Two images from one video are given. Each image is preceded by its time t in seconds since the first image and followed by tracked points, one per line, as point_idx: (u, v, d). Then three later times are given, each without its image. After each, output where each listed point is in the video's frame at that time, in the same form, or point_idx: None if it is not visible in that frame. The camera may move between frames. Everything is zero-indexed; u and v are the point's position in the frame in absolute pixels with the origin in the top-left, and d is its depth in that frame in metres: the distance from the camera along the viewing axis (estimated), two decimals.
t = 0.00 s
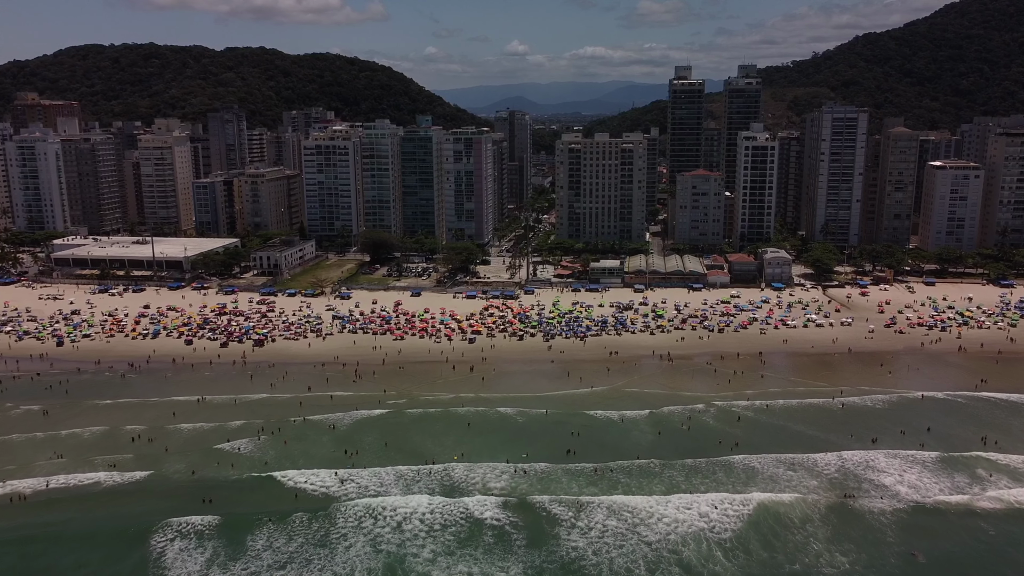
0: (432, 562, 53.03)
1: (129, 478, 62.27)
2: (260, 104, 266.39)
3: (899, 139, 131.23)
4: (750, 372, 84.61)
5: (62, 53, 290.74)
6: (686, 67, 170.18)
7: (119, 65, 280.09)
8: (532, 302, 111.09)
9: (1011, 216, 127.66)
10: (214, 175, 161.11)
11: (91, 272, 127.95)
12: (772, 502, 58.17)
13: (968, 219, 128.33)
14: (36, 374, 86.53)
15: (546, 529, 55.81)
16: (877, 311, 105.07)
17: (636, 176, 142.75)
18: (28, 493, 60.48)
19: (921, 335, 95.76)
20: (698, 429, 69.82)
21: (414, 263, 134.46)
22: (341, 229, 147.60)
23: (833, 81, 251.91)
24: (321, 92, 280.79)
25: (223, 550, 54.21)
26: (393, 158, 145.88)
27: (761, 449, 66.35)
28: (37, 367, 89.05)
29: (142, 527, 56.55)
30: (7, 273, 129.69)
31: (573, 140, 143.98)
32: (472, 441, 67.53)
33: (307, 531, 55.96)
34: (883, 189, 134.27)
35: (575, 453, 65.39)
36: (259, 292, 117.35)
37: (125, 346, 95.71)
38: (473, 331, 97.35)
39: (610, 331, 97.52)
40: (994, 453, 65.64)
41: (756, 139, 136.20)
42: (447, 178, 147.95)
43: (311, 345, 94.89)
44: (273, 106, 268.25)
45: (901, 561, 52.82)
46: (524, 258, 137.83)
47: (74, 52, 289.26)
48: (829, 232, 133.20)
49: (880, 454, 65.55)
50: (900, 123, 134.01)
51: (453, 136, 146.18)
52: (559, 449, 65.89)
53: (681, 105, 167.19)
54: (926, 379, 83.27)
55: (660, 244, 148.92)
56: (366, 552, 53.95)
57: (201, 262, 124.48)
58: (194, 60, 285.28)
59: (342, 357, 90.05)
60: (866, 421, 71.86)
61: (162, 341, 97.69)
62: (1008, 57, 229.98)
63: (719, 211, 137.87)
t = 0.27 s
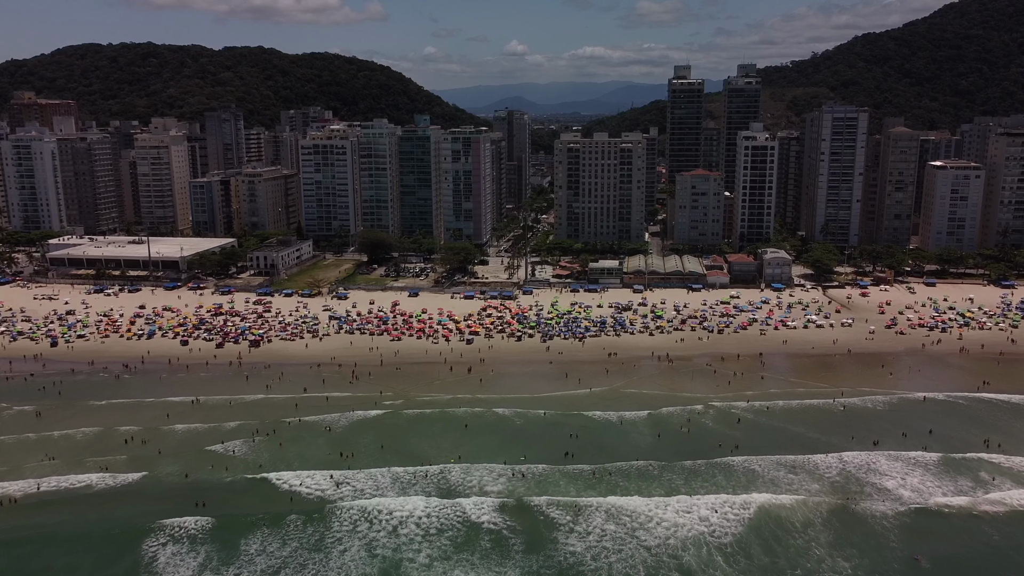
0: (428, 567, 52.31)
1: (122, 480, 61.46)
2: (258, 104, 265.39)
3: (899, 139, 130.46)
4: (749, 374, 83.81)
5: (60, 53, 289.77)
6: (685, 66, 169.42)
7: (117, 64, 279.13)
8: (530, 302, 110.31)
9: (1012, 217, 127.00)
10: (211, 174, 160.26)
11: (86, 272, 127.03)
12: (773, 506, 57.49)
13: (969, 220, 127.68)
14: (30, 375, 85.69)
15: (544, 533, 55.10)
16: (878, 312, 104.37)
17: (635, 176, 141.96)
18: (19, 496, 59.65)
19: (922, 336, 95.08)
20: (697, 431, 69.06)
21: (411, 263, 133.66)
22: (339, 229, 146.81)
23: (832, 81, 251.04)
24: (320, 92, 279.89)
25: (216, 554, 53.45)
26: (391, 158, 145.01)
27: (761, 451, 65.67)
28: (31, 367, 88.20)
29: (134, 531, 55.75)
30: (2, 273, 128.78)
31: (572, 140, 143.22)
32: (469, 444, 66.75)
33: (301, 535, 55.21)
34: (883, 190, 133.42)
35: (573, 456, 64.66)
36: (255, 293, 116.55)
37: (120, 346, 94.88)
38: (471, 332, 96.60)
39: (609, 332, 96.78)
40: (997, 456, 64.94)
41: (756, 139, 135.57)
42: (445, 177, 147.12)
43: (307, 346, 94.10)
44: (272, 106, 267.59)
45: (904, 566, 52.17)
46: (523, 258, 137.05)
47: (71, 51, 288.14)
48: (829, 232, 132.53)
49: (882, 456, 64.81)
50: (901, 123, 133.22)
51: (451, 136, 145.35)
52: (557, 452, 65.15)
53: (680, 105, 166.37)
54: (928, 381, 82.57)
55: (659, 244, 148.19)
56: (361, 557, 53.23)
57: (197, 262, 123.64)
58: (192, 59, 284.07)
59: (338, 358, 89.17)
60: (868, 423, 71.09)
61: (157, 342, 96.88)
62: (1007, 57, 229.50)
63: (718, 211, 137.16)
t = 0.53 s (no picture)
0: (424, 572, 51.57)
1: (115, 483, 60.64)
2: (256, 103, 264.44)
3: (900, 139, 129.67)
4: (749, 375, 83.13)
5: (58, 52, 288.82)
6: (685, 66, 168.69)
7: (115, 64, 278.17)
8: (529, 303, 109.57)
9: (1013, 217, 126.39)
10: (208, 174, 159.40)
11: (82, 272, 126.13)
12: (775, 511, 56.75)
13: (970, 220, 127.07)
14: (23, 376, 84.87)
15: (541, 538, 54.36)
16: (879, 313, 103.70)
17: (634, 176, 141.23)
18: (9, 499, 58.80)
19: (923, 338, 94.44)
20: (698, 434, 68.29)
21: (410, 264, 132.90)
22: (337, 229, 146.05)
23: (832, 81, 250.39)
24: (318, 91, 279.01)
25: (209, 559, 52.69)
26: (389, 158, 144.26)
27: (761, 454, 64.97)
28: (25, 369, 87.39)
29: (127, 535, 54.96)
30: None
31: (571, 140, 142.51)
32: (467, 446, 65.98)
33: (296, 539, 54.45)
34: (884, 190, 132.77)
35: (572, 458, 63.98)
36: (252, 293, 115.77)
37: (115, 347, 94.09)
38: (469, 333, 95.87)
39: (608, 333, 96.08)
40: (1001, 459, 64.22)
41: (756, 139, 134.99)
42: (444, 177, 146.34)
43: (304, 347, 93.33)
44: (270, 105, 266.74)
45: (908, 571, 51.51)
46: (521, 258, 136.30)
47: (69, 50, 287.16)
48: (829, 232, 131.85)
49: (885, 459, 64.08)
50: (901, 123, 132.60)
51: (449, 136, 144.58)
52: (555, 455, 64.38)
53: (680, 105, 165.65)
54: (930, 383, 81.88)
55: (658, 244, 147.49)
56: (356, 562, 52.53)
57: (194, 263, 122.85)
58: (190, 58, 282.99)
59: (335, 360, 88.41)
60: (869, 426, 70.39)
61: (153, 343, 96.11)
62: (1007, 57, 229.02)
63: (718, 211, 136.49)
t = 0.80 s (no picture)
0: None
1: (98, 492, 58.69)
2: (252, 102, 262.21)
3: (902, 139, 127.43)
4: (750, 379, 81.31)
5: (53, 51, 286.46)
6: (684, 64, 166.79)
7: (111, 62, 275.85)
8: (526, 305, 107.70)
9: (1016, 218, 124.70)
10: (201, 173, 157.27)
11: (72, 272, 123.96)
12: (780, 520, 54.92)
13: (973, 221, 125.34)
14: (7, 380, 82.83)
15: (537, 550, 52.55)
16: (882, 315, 101.91)
17: (633, 176, 139.31)
18: None
19: (928, 340, 92.64)
20: (700, 441, 66.34)
21: (405, 264, 130.99)
22: (331, 229, 144.12)
23: (831, 81, 248.68)
24: (315, 90, 276.91)
25: (192, 572, 50.88)
26: (384, 157, 142.23)
27: (764, 461, 63.16)
28: (9, 372, 85.32)
29: (107, 548, 53.03)
30: None
31: (568, 139, 140.59)
32: (460, 453, 64.13)
33: (284, 551, 52.62)
34: (885, 190, 130.99)
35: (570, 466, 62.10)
36: (244, 294, 113.76)
37: (103, 349, 92.10)
38: (465, 335, 93.95)
39: (606, 335, 94.20)
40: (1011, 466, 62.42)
41: (756, 138, 133.21)
42: (440, 177, 144.34)
43: (295, 349, 91.40)
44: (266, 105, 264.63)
45: None
46: (518, 259, 134.40)
47: (65, 49, 284.80)
48: (831, 233, 130.10)
49: (891, 465, 62.34)
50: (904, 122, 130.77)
51: (446, 134, 142.58)
52: (552, 463, 62.49)
53: (679, 104, 163.76)
54: (936, 387, 80.04)
55: (657, 245, 145.62)
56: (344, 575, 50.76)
57: (186, 263, 120.85)
58: (186, 56, 280.79)
59: (326, 363, 86.39)
60: (874, 431, 68.60)
61: (142, 345, 94.09)
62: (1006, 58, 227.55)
63: (717, 211, 134.67)
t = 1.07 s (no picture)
0: None
1: (66, 506, 55.76)
2: (246, 100, 259.05)
3: (906, 138, 124.29)
4: (753, 385, 78.46)
5: (46, 48, 282.98)
6: (683, 62, 163.92)
7: (105, 60, 272.43)
8: (521, 308, 104.77)
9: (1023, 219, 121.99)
10: (191, 172, 154.06)
11: (56, 273, 120.73)
12: (789, 539, 52.47)
13: (978, 222, 122.61)
14: None
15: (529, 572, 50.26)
16: (887, 319, 99.13)
17: (631, 175, 136.37)
18: None
19: (935, 345, 89.86)
20: (704, 451, 63.60)
21: (398, 265, 127.98)
22: (323, 229, 141.09)
23: (830, 82, 246.00)
24: (310, 89, 273.68)
25: None
26: (378, 155, 139.13)
27: (767, 474, 60.61)
28: None
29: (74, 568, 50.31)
30: None
31: (565, 137, 137.60)
32: (452, 464, 61.59)
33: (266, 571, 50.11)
34: (889, 190, 128.20)
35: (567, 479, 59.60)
36: (232, 296, 110.64)
37: (83, 353, 88.98)
38: (458, 339, 91.00)
39: (604, 340, 91.30)
40: None
41: (758, 137, 130.35)
42: (434, 176, 141.34)
43: (283, 353, 88.41)
44: (261, 104, 261.39)
45: None
46: (514, 260, 131.45)
47: (58, 47, 281.33)
48: (833, 234, 127.36)
49: (902, 479, 59.82)
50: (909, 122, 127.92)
51: (440, 133, 139.55)
52: (549, 475, 59.95)
53: (679, 102, 160.89)
54: (945, 394, 77.29)
55: (656, 246, 142.78)
56: None
57: (173, 264, 117.74)
58: (181, 55, 277.45)
59: (312, 369, 83.13)
60: (882, 442, 65.96)
61: (124, 348, 90.98)
62: (1006, 58, 225.10)
63: (718, 211, 131.83)
